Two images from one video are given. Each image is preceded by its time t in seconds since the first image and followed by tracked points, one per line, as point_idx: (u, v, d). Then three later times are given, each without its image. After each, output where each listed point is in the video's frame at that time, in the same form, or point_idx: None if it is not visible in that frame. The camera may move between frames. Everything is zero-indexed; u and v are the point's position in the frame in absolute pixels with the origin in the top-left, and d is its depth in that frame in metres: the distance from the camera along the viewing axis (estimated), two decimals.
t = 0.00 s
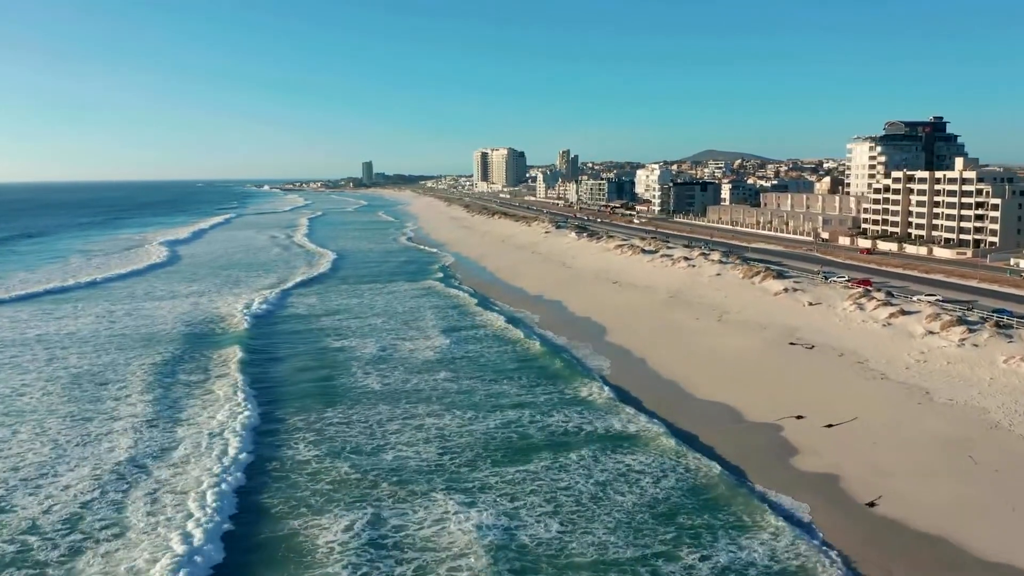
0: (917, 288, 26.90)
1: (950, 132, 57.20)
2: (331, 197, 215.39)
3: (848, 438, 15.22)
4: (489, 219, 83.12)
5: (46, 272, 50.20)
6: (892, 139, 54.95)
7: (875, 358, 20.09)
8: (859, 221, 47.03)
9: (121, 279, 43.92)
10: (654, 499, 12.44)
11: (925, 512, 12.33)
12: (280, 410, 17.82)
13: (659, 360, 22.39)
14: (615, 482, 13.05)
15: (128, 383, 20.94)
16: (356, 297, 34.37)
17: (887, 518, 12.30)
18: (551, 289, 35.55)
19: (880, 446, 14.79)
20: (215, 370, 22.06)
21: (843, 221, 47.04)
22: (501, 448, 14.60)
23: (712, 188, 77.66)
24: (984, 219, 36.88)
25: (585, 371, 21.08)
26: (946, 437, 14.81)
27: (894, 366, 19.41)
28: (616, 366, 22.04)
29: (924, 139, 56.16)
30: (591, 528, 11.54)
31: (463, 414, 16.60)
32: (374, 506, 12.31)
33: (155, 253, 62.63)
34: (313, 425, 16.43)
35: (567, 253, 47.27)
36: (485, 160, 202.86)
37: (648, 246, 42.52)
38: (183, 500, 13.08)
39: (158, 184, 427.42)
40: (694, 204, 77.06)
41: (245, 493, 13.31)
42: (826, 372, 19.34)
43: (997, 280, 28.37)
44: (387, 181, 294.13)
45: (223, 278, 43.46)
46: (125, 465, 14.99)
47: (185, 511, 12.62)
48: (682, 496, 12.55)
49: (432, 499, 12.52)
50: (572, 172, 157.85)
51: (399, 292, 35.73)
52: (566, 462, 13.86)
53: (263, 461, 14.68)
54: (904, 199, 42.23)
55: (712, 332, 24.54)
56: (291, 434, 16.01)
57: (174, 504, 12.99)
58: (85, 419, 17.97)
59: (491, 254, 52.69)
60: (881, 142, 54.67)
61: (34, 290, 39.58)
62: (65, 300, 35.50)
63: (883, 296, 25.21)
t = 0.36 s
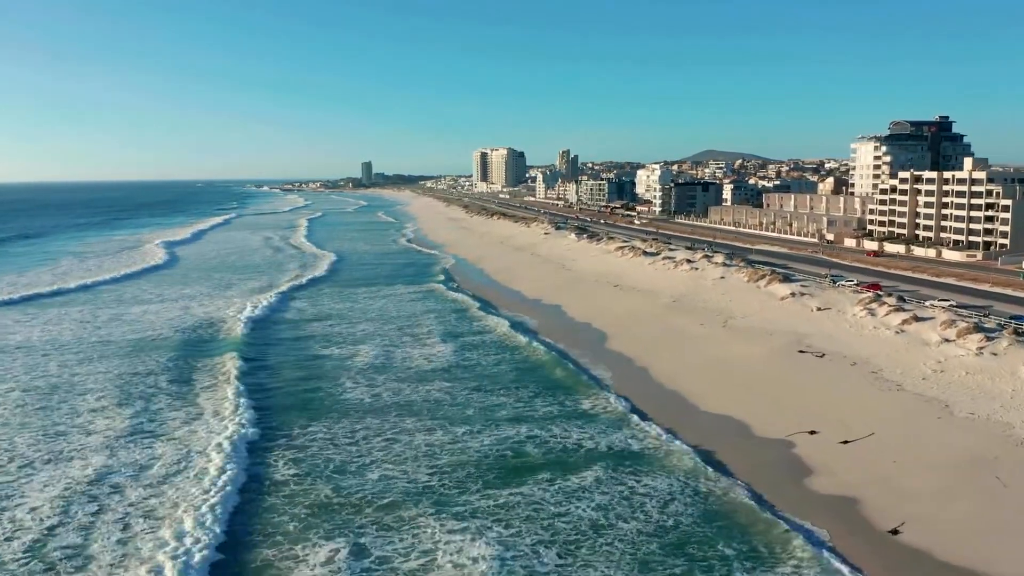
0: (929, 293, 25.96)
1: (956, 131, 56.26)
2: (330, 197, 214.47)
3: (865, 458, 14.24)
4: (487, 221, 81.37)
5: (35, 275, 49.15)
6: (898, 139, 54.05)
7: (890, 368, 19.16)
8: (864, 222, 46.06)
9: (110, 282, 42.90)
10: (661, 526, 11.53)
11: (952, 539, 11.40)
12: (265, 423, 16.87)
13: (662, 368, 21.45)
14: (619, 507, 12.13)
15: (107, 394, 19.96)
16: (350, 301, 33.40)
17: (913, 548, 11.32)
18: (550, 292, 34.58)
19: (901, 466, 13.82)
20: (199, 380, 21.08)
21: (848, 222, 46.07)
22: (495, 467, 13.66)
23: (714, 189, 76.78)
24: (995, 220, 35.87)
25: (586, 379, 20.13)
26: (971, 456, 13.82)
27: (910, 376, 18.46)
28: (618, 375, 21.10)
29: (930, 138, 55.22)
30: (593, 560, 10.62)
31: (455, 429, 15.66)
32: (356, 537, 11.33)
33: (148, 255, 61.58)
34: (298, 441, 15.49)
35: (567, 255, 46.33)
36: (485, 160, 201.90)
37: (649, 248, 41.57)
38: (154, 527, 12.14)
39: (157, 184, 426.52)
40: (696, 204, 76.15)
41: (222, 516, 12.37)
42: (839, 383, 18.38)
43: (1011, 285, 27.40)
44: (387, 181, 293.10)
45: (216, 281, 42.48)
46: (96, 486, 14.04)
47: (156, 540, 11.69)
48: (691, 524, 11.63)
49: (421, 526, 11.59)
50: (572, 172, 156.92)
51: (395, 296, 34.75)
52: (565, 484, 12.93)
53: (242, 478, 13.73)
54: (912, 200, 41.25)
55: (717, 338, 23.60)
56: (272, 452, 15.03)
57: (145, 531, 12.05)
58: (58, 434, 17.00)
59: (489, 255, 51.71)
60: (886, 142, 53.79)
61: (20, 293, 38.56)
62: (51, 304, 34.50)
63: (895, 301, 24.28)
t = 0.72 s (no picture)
0: (942, 298, 25.05)
1: (961, 131, 55.36)
2: (329, 198, 213.55)
3: (885, 478, 13.27)
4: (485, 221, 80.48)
5: (24, 277, 48.15)
6: (902, 138, 53.19)
7: (905, 378, 18.24)
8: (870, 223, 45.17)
9: (100, 284, 41.93)
10: (669, 559, 10.67)
11: (986, 569, 10.44)
12: (247, 437, 15.91)
13: (665, 377, 20.51)
14: (624, 535, 11.24)
15: (85, 404, 19.01)
16: (344, 305, 32.44)
17: None
18: (549, 295, 33.64)
19: (925, 488, 12.84)
20: (183, 390, 20.13)
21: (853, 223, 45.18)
22: (487, 488, 12.74)
23: (716, 189, 75.90)
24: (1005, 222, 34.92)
25: (586, 389, 19.22)
26: (1000, 476, 12.84)
27: (927, 388, 17.51)
28: (618, 383, 20.18)
29: (935, 138, 54.34)
30: None
31: (447, 444, 14.73)
32: (337, 570, 10.41)
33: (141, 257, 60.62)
34: (281, 460, 14.56)
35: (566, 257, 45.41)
36: (484, 160, 201.03)
37: (651, 249, 40.65)
38: (122, 558, 11.21)
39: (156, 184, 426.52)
40: (697, 205, 75.29)
41: (195, 542, 11.46)
42: (852, 394, 17.44)
43: None
44: (386, 180, 291.76)
45: (208, 283, 41.53)
46: (63, 509, 13.10)
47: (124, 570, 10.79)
48: (703, 556, 10.77)
49: (407, 556, 10.68)
50: (572, 172, 156.06)
51: (390, 299, 33.80)
52: (564, 509, 12.05)
53: (220, 499, 12.84)
54: (919, 200, 40.32)
55: (723, 344, 22.65)
56: (253, 471, 14.15)
57: (114, 561, 11.15)
58: (30, 449, 16.06)
59: (487, 257, 50.77)
60: (891, 142, 52.94)
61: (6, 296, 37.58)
62: (37, 307, 33.53)
63: (907, 306, 23.36)
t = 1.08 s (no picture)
0: (955, 303, 24.13)
1: (967, 130, 54.48)
2: (327, 198, 212.41)
3: (907, 502, 12.36)
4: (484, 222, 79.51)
5: (11, 279, 47.02)
6: (908, 138, 52.34)
7: (922, 390, 17.32)
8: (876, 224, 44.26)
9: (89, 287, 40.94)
10: None
11: None
12: (227, 453, 14.98)
13: (669, 387, 19.61)
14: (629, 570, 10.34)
15: (60, 416, 18.03)
16: (337, 309, 31.44)
17: None
18: (548, 299, 32.72)
19: (951, 513, 11.91)
20: (163, 401, 19.15)
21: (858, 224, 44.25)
22: (480, 513, 11.83)
23: (717, 189, 74.97)
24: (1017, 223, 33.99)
25: (587, 400, 18.33)
26: None
27: (946, 400, 16.59)
28: (620, 394, 19.26)
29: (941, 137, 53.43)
30: None
31: (439, 463, 13.83)
32: None
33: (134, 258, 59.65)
34: (262, 480, 13.65)
35: (566, 259, 44.45)
36: (483, 160, 200.01)
37: (652, 251, 39.73)
38: None
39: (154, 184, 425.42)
40: (698, 205, 74.36)
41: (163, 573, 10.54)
42: (868, 408, 16.53)
43: None
44: (386, 180, 291.01)
45: (199, 284, 40.53)
46: (24, 536, 12.15)
47: None
48: None
49: None
50: (572, 172, 155.15)
51: (385, 303, 32.84)
52: (564, 537, 11.15)
53: (195, 523, 11.96)
54: (927, 201, 39.40)
55: (729, 352, 21.76)
56: (232, 490, 13.25)
57: None
58: None
59: (486, 259, 49.83)
60: (896, 141, 52.12)
61: None
62: (21, 311, 32.51)
63: (920, 311, 22.45)
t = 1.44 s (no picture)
0: (969, 309, 23.19)
1: (973, 129, 53.56)
2: (326, 199, 211.34)
3: (931, 527, 11.47)
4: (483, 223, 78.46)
5: None
6: (913, 137, 51.47)
7: (941, 403, 16.42)
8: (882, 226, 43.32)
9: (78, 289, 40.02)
10: None
11: None
12: (204, 473, 14.03)
13: (674, 398, 18.63)
14: None
15: (31, 430, 17.02)
16: (329, 313, 30.42)
17: None
18: (547, 303, 31.75)
19: (986, 540, 10.96)
20: (141, 413, 18.14)
21: (864, 226, 43.28)
22: (472, 543, 10.91)
23: (719, 189, 74.03)
24: None
25: (588, 412, 17.37)
26: None
27: (967, 414, 15.68)
28: (621, 404, 18.33)
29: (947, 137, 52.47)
30: None
31: (428, 484, 12.87)
32: None
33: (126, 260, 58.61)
34: (240, 503, 12.71)
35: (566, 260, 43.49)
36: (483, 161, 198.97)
37: (654, 253, 38.78)
38: None
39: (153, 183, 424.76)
40: (700, 206, 73.37)
41: None
42: (887, 424, 15.57)
43: None
44: (385, 180, 289.22)
45: (190, 287, 39.47)
46: None
47: None
48: None
49: None
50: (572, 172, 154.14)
51: (379, 307, 31.83)
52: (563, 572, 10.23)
53: (165, 552, 11.04)
54: (935, 202, 38.45)
55: (737, 360, 20.78)
56: (206, 514, 12.28)
57: None
58: None
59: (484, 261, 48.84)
60: (902, 140, 51.29)
61: None
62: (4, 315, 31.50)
63: (933, 317, 21.53)
